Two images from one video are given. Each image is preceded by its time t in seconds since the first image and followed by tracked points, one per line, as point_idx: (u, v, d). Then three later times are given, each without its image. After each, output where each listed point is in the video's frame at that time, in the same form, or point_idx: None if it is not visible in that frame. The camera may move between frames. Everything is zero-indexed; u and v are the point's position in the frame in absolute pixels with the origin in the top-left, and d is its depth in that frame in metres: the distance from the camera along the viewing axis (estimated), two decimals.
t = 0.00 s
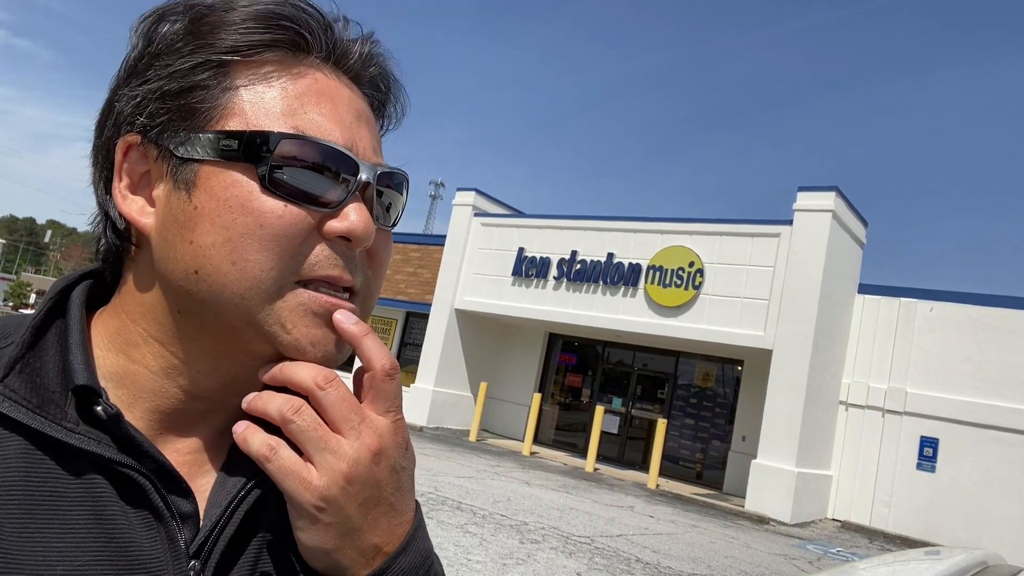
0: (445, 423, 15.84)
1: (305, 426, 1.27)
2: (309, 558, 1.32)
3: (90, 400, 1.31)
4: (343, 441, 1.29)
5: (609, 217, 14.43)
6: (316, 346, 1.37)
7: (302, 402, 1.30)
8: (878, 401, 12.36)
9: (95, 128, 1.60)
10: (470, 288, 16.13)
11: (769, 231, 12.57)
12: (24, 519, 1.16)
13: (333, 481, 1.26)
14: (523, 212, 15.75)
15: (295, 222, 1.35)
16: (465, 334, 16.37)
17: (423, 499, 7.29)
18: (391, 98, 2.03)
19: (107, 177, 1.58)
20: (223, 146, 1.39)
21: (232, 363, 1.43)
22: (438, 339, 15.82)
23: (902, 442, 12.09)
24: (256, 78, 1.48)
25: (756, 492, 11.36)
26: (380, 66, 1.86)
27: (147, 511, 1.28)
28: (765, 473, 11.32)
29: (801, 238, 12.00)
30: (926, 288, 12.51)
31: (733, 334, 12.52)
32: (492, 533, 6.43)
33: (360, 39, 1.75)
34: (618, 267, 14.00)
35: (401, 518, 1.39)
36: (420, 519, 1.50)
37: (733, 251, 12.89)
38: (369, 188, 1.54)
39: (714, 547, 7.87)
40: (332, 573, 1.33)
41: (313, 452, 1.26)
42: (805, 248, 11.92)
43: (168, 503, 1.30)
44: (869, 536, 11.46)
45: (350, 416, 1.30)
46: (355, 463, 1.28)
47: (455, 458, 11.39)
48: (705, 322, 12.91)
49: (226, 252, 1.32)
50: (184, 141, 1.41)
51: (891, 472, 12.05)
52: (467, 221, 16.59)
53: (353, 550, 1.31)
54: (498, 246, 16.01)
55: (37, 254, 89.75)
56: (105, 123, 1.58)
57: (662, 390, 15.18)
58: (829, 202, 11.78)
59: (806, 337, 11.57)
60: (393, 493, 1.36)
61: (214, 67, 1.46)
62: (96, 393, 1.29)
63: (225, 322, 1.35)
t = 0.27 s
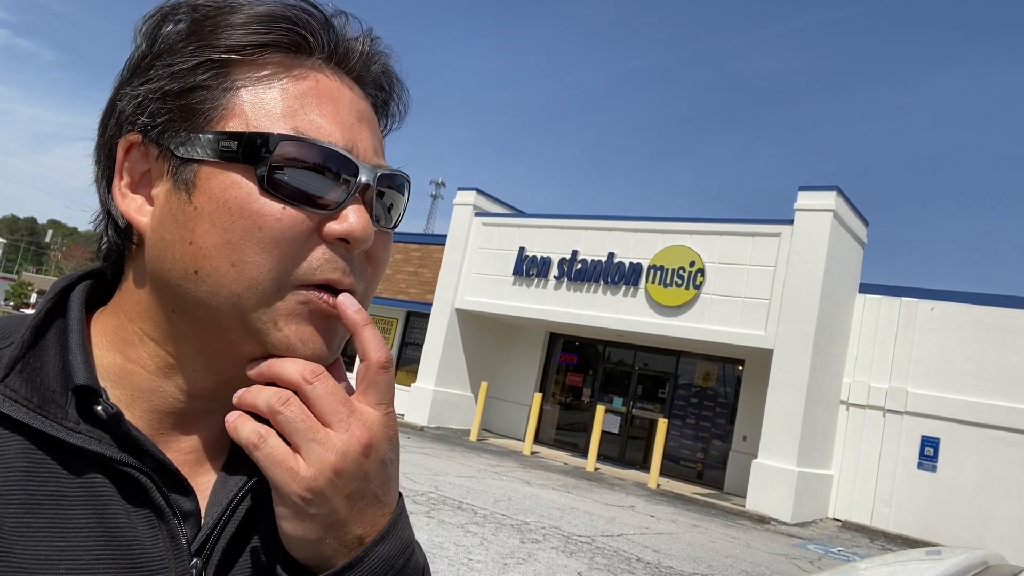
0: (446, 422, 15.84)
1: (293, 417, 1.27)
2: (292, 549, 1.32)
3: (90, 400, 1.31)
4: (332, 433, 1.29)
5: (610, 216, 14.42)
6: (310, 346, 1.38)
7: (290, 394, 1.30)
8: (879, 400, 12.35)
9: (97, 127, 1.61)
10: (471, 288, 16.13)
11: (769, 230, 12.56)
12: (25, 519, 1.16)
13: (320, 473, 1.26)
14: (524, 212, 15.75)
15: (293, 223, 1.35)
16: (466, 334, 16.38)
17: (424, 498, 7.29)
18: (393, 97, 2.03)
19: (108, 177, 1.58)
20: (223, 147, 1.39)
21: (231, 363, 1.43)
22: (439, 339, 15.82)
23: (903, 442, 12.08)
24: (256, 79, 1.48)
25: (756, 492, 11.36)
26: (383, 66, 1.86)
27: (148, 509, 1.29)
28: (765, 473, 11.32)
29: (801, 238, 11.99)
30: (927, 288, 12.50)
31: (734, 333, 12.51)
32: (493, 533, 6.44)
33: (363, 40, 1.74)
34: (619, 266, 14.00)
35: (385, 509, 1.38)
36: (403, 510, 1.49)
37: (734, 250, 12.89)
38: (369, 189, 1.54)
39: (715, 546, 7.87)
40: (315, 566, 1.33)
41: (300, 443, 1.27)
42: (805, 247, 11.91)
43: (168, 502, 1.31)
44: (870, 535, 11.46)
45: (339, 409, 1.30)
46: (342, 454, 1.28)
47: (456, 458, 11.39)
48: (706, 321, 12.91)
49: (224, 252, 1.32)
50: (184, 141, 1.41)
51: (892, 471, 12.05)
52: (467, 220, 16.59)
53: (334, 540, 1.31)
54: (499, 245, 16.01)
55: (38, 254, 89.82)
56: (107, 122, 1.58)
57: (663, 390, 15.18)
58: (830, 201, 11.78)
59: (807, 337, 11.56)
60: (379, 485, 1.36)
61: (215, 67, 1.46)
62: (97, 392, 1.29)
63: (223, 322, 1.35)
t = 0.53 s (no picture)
0: (446, 422, 15.84)
1: (300, 422, 1.27)
2: (296, 552, 1.32)
3: (93, 400, 1.30)
4: (337, 437, 1.29)
5: (610, 216, 14.42)
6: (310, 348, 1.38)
7: (296, 398, 1.31)
8: (880, 400, 12.35)
9: (97, 128, 1.61)
10: (471, 288, 16.13)
11: (770, 230, 12.56)
12: (29, 518, 1.16)
13: (325, 477, 1.26)
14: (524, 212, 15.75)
15: (292, 227, 1.35)
16: (466, 333, 16.38)
17: (424, 498, 7.30)
18: (392, 94, 2.02)
19: (107, 178, 1.58)
20: (221, 152, 1.39)
21: (232, 365, 1.43)
22: (439, 338, 15.82)
23: (903, 441, 12.08)
24: (254, 81, 1.47)
25: (756, 492, 11.36)
26: (381, 65, 1.85)
27: (152, 508, 1.29)
28: (766, 472, 11.32)
29: (802, 237, 11.99)
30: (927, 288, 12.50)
31: (734, 333, 12.52)
32: (493, 532, 6.44)
33: (361, 39, 1.74)
34: (619, 266, 14.00)
35: (386, 513, 1.38)
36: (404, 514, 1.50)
37: (734, 250, 12.88)
38: (366, 191, 1.54)
39: (715, 546, 7.87)
40: (319, 567, 1.33)
41: (306, 448, 1.27)
42: (805, 247, 11.92)
43: (172, 501, 1.31)
44: (870, 535, 11.46)
45: (344, 415, 1.31)
46: (348, 460, 1.28)
47: (456, 457, 11.39)
48: (706, 321, 12.91)
49: (223, 257, 1.32)
50: (182, 144, 1.41)
51: (892, 471, 12.05)
52: (468, 220, 16.60)
53: (338, 543, 1.31)
54: (499, 245, 16.02)
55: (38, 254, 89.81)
56: (106, 124, 1.58)
57: (663, 389, 15.18)
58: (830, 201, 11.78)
59: (807, 336, 11.56)
60: (382, 489, 1.36)
61: (213, 71, 1.46)
62: (100, 392, 1.29)
63: (222, 325, 1.36)
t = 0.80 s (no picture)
0: (446, 421, 15.85)
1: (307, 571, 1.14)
2: None
3: (95, 401, 1.29)
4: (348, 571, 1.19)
5: (611, 215, 14.41)
6: (307, 344, 1.38)
7: (299, 542, 1.16)
8: (880, 399, 12.35)
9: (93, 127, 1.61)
10: (471, 287, 16.13)
11: (770, 229, 12.55)
12: (33, 521, 1.15)
13: None
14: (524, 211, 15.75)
15: (285, 222, 1.35)
16: (466, 333, 16.38)
17: (424, 497, 7.30)
18: (389, 87, 2.02)
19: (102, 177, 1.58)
20: (212, 147, 1.39)
21: (226, 362, 1.43)
22: (439, 338, 15.82)
23: (903, 440, 12.08)
24: (246, 75, 1.47)
25: (756, 491, 11.36)
26: (377, 57, 1.85)
27: (155, 509, 1.29)
28: (765, 472, 11.32)
29: (802, 237, 11.99)
30: (927, 287, 12.50)
31: (733, 332, 12.52)
32: (493, 532, 6.44)
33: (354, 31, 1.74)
34: (619, 266, 14.00)
35: None
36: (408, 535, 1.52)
37: (734, 249, 12.88)
38: (361, 185, 1.54)
39: (715, 545, 7.87)
40: None
41: None
42: (806, 246, 11.91)
43: (175, 501, 1.32)
44: (870, 535, 11.47)
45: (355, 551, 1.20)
46: None
47: (456, 457, 11.39)
48: (706, 320, 12.91)
49: (216, 254, 1.32)
50: (175, 141, 1.41)
51: (892, 471, 12.05)
52: (468, 220, 16.60)
53: None
54: (499, 244, 16.02)
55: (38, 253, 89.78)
56: (102, 123, 1.58)
57: (663, 389, 15.18)
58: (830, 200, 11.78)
59: (807, 336, 11.57)
60: None
61: (205, 65, 1.46)
62: (102, 393, 1.29)
63: (216, 322, 1.36)
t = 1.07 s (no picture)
0: (446, 421, 15.85)
1: None
2: None
3: (100, 405, 1.29)
4: None
5: (610, 215, 14.41)
6: (294, 342, 1.38)
7: None
8: (879, 399, 12.36)
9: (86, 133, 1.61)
10: (471, 287, 16.13)
11: (769, 229, 12.55)
12: (39, 525, 1.14)
13: None
14: (524, 211, 15.75)
15: (265, 223, 1.35)
16: (466, 333, 16.38)
17: (424, 497, 7.31)
18: (390, 77, 2.01)
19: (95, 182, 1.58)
20: (188, 148, 1.38)
21: (215, 363, 1.43)
22: (439, 338, 15.82)
23: (903, 440, 12.09)
24: (225, 73, 1.47)
25: (756, 490, 11.36)
26: (371, 47, 1.84)
27: (162, 512, 1.28)
28: (765, 471, 11.33)
29: (801, 236, 11.99)
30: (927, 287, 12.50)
31: (732, 331, 12.53)
32: (493, 531, 6.44)
33: (343, 21, 1.72)
34: (619, 265, 14.00)
35: None
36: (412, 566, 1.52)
37: (733, 249, 12.89)
38: (345, 182, 1.54)
39: (715, 545, 7.87)
40: None
41: None
42: (805, 246, 11.92)
43: (183, 504, 1.31)
44: (870, 534, 11.49)
45: None
46: None
47: (456, 457, 11.39)
48: (705, 320, 12.92)
49: (196, 256, 1.32)
50: (156, 143, 1.41)
51: (892, 470, 12.06)
52: (467, 219, 16.60)
53: None
54: (499, 244, 16.02)
55: (38, 253, 89.76)
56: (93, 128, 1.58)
57: (663, 388, 15.19)
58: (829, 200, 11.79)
59: (807, 336, 11.57)
60: None
61: (184, 65, 1.46)
62: (107, 398, 1.28)
63: (201, 325, 1.36)
